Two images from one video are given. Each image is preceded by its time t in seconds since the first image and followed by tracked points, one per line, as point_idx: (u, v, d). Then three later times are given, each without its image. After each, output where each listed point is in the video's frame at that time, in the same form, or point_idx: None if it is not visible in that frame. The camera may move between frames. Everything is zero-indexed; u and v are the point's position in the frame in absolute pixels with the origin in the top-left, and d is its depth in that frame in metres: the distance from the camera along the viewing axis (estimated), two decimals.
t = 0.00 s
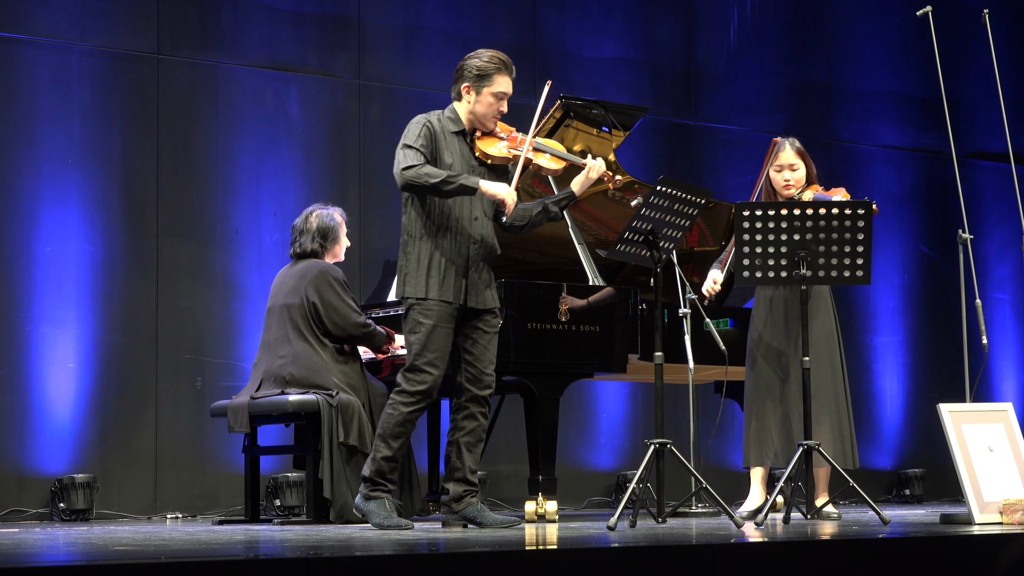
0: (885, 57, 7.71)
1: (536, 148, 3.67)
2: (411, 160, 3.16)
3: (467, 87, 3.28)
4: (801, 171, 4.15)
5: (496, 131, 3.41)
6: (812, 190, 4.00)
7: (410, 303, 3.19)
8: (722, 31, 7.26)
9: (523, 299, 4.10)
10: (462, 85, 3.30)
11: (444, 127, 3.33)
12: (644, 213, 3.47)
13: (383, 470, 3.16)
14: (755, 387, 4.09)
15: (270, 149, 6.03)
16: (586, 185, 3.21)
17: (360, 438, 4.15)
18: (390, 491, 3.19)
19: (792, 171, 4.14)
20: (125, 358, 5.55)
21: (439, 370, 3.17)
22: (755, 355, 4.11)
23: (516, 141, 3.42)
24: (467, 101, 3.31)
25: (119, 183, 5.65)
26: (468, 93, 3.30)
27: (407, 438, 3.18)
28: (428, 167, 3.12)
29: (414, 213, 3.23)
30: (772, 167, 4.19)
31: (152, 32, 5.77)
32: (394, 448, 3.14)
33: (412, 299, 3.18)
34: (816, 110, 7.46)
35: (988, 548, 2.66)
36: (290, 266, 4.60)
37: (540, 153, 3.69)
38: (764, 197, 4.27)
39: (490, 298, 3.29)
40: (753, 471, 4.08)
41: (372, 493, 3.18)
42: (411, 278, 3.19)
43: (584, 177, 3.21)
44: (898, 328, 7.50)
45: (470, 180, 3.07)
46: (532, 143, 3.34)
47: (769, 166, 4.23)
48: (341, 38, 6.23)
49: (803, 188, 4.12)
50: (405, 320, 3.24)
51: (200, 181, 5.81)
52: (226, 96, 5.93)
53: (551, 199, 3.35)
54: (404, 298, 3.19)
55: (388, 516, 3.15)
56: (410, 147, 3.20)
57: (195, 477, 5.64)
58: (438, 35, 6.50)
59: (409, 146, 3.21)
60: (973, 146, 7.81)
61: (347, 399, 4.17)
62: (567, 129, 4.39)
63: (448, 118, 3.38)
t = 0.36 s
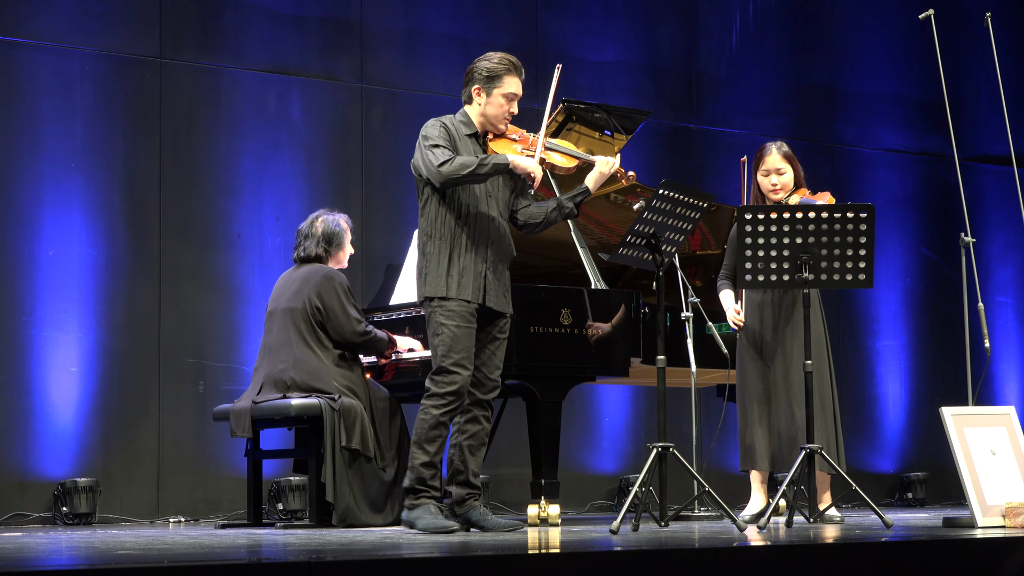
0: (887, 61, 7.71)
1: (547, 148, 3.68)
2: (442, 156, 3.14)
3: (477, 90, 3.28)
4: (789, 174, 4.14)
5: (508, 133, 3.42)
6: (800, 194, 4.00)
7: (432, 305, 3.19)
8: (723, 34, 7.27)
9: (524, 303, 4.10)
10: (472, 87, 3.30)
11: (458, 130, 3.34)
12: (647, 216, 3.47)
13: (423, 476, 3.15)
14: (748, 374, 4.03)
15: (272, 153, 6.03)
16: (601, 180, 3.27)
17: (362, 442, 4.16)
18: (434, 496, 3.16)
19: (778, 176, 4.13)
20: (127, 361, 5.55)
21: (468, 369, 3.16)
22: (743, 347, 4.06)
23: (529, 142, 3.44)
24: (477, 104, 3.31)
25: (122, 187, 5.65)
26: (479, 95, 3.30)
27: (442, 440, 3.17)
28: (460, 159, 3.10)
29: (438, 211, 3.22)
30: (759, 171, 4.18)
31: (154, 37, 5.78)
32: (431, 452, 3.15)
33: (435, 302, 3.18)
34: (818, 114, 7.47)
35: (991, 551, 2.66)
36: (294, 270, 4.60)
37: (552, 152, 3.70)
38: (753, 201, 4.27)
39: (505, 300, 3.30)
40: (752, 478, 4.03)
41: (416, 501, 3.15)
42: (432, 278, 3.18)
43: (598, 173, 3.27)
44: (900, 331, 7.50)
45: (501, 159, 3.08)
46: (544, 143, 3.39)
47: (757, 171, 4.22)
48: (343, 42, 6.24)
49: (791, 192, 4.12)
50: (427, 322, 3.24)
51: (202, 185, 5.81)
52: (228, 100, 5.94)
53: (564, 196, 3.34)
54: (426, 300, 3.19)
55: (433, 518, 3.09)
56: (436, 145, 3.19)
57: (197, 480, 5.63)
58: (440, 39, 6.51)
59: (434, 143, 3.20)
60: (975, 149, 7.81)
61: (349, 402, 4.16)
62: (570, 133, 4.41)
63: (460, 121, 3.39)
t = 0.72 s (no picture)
0: (887, 57, 7.71)
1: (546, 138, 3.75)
2: (459, 147, 3.15)
3: (470, 82, 3.29)
4: (779, 169, 4.14)
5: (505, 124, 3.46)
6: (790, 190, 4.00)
7: (434, 301, 3.20)
8: (723, 30, 7.26)
9: (523, 298, 4.10)
10: (465, 80, 3.31)
11: (455, 123, 3.31)
12: (646, 211, 3.47)
13: (429, 474, 3.14)
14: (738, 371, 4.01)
15: (271, 148, 6.03)
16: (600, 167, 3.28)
17: (361, 436, 4.17)
18: (441, 493, 3.15)
19: (769, 170, 4.13)
20: (126, 357, 5.55)
21: (467, 366, 3.17)
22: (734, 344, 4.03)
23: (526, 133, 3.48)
24: (472, 96, 3.32)
25: (121, 182, 5.65)
26: (473, 88, 3.31)
27: (444, 438, 3.18)
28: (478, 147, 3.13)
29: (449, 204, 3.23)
30: (750, 166, 4.18)
31: (154, 32, 5.78)
32: (434, 449, 3.15)
33: (437, 296, 3.19)
34: (817, 110, 7.46)
35: (990, 545, 2.67)
36: (295, 265, 4.61)
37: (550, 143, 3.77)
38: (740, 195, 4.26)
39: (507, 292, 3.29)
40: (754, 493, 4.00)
41: (424, 499, 3.13)
42: (439, 270, 3.19)
43: (597, 160, 3.28)
44: (899, 326, 7.51)
45: (513, 141, 3.15)
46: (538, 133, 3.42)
47: (747, 165, 4.22)
48: (343, 38, 6.23)
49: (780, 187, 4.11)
50: (428, 318, 3.24)
51: (202, 180, 5.81)
52: (228, 95, 5.93)
53: (566, 184, 3.33)
54: (428, 294, 3.20)
55: (442, 513, 3.06)
56: (449, 137, 3.19)
57: (197, 475, 5.64)
58: (440, 34, 6.50)
59: (447, 135, 3.20)
60: (974, 145, 7.81)
61: (348, 397, 4.18)
62: (570, 128, 4.40)
63: (457, 115, 3.36)
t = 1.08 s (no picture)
0: (885, 51, 7.70)
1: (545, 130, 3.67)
2: (462, 146, 3.15)
3: (463, 76, 3.29)
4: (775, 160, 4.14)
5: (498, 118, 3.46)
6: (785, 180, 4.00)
7: (431, 297, 3.19)
8: (721, 24, 7.25)
9: (522, 293, 4.10)
10: (458, 74, 3.31)
11: (450, 118, 3.30)
12: (643, 206, 3.47)
13: (427, 470, 3.13)
14: (734, 373, 3.97)
15: (269, 143, 6.02)
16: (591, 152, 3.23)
17: (359, 431, 4.17)
18: (440, 489, 3.15)
19: (766, 160, 4.12)
20: (124, 352, 5.55)
21: (464, 363, 3.17)
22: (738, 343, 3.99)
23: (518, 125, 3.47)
24: (466, 90, 3.31)
25: (118, 177, 5.64)
26: (466, 82, 3.31)
27: (441, 433, 3.17)
28: (480, 146, 3.13)
29: (448, 201, 3.22)
30: (745, 157, 4.18)
31: (151, 26, 5.77)
32: (431, 445, 3.14)
33: (434, 291, 3.18)
34: (815, 104, 7.46)
35: (987, 540, 2.67)
36: (295, 260, 4.61)
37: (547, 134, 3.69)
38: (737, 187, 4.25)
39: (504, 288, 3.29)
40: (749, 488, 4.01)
41: (422, 495, 3.12)
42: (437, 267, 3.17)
43: (585, 147, 3.24)
44: (897, 321, 7.51)
45: (510, 133, 3.17)
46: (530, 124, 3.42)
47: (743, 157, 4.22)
48: (341, 33, 6.22)
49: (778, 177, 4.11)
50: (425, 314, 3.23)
51: (199, 175, 5.80)
52: (225, 90, 5.92)
53: (555, 173, 3.33)
54: (425, 290, 3.19)
55: (440, 509, 3.06)
56: (450, 135, 3.18)
57: (195, 471, 5.64)
58: (438, 29, 6.49)
59: (447, 133, 3.19)
60: (972, 139, 7.81)
61: (346, 393, 4.17)
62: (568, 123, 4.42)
63: (450, 110, 3.35)
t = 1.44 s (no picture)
0: (880, 47, 7.70)
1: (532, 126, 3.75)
2: (453, 152, 3.12)
3: (457, 72, 3.29)
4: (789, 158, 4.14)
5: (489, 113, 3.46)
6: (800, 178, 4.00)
7: (428, 294, 3.18)
8: (717, 20, 7.25)
9: (518, 290, 4.09)
10: (451, 70, 3.30)
11: (443, 115, 3.28)
12: (640, 202, 3.46)
13: (423, 467, 3.14)
14: (750, 365, 3.99)
15: (265, 140, 6.01)
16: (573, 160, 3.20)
17: (355, 428, 4.16)
18: (436, 486, 3.15)
19: (779, 157, 4.12)
20: (120, 350, 5.55)
21: (461, 360, 3.17)
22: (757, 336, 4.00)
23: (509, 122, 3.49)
24: (460, 86, 3.31)
25: (114, 175, 5.63)
26: (460, 78, 3.31)
27: (437, 430, 3.17)
28: (470, 155, 3.11)
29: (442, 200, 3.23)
30: (759, 154, 4.18)
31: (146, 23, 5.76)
32: (428, 442, 3.14)
33: (431, 289, 3.18)
34: (812, 100, 7.46)
35: (981, 533, 2.68)
36: (298, 255, 4.60)
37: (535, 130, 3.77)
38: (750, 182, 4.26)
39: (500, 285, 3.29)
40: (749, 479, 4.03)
41: (418, 492, 3.13)
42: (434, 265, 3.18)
43: (575, 151, 3.19)
44: (893, 317, 7.52)
45: (502, 146, 3.13)
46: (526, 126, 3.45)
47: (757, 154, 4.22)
48: (336, 30, 6.21)
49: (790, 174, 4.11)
50: (423, 311, 3.23)
51: (195, 172, 5.80)
52: (220, 87, 5.91)
53: (547, 175, 3.34)
54: (423, 288, 3.19)
55: (437, 505, 3.06)
56: (443, 139, 3.16)
57: (191, 468, 5.64)
58: (433, 26, 6.49)
59: (439, 137, 3.17)
60: (968, 135, 7.82)
61: (343, 389, 4.17)
62: (563, 119, 4.40)
63: (443, 105, 3.33)
